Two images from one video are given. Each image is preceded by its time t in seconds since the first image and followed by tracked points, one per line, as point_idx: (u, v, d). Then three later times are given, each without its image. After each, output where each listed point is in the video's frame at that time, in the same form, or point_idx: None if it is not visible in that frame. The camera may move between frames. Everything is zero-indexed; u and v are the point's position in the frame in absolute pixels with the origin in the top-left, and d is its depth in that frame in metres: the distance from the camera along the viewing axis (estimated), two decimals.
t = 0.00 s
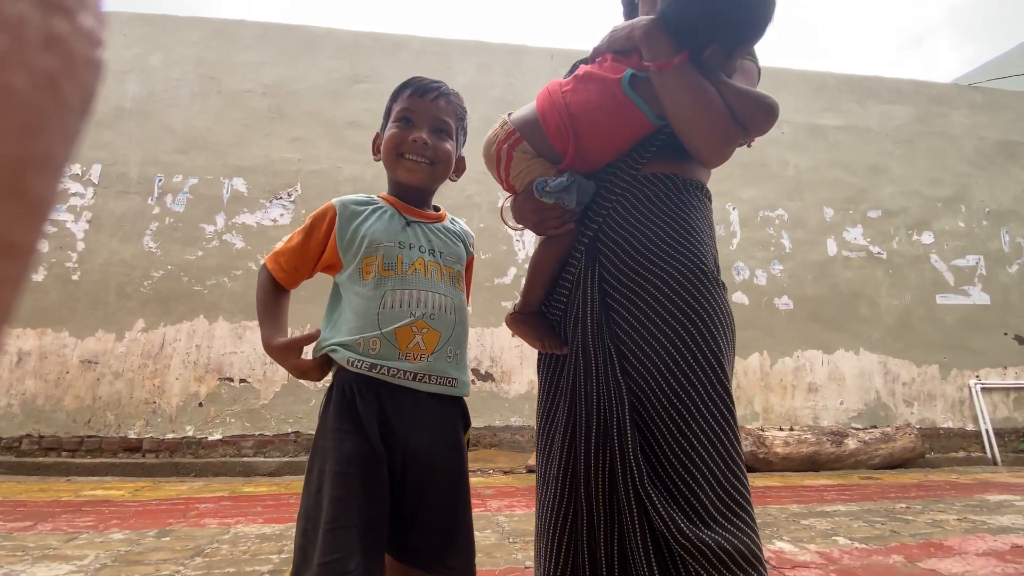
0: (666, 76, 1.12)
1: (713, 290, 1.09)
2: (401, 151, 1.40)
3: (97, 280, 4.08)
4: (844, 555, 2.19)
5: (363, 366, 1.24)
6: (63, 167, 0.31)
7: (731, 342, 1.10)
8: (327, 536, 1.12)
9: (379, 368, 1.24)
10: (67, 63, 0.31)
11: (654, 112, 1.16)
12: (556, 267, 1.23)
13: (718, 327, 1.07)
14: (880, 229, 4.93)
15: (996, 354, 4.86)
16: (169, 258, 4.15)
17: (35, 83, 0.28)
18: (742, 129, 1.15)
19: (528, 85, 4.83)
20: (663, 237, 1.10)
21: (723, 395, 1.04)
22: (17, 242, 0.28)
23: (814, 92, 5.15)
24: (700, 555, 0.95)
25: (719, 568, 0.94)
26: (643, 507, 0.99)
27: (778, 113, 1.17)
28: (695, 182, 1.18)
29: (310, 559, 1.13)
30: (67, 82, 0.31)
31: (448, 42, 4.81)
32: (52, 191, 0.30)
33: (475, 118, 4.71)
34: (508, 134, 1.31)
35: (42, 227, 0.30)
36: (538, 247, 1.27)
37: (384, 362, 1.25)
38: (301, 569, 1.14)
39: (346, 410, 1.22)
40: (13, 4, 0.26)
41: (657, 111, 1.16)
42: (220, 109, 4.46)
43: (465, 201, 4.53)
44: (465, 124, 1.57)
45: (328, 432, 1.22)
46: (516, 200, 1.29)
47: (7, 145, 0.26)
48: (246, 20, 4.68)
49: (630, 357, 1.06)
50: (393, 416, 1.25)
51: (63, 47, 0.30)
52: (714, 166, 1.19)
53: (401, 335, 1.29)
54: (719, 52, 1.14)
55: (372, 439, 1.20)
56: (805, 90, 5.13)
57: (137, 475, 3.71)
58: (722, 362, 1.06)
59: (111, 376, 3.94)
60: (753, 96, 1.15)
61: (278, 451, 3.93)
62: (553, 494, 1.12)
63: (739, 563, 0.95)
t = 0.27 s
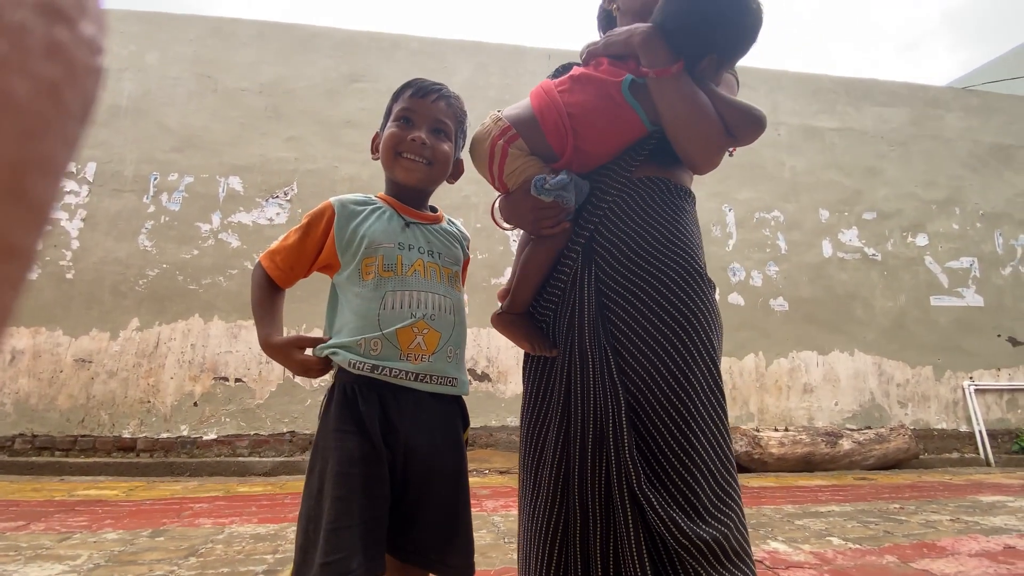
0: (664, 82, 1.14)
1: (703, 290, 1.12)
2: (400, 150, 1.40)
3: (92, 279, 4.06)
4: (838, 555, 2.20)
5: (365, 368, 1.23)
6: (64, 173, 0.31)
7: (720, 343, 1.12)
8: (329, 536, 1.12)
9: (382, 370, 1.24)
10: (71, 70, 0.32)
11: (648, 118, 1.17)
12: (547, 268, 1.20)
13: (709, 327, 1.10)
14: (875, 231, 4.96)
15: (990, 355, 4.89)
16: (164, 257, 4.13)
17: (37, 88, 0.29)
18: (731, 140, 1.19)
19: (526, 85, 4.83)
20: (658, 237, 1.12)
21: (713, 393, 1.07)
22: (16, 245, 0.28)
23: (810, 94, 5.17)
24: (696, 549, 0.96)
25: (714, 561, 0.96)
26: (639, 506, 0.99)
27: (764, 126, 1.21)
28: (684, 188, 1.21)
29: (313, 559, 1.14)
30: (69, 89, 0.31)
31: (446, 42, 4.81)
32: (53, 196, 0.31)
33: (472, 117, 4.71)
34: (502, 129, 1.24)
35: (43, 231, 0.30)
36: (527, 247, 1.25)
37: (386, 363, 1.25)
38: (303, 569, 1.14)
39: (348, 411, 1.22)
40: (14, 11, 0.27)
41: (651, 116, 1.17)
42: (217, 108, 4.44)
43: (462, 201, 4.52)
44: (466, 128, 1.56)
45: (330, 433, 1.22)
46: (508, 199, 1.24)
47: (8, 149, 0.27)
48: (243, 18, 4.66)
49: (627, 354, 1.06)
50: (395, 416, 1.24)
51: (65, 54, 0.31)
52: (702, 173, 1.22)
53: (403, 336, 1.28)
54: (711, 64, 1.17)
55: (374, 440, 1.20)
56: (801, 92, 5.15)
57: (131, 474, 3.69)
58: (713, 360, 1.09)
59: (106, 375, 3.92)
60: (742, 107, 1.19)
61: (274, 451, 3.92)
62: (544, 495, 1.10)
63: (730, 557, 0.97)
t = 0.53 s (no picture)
0: (666, 87, 1.15)
1: (701, 291, 1.12)
2: (398, 149, 1.40)
3: (87, 278, 4.05)
4: (834, 556, 2.21)
5: (366, 369, 1.23)
6: (64, 172, 0.31)
7: (717, 343, 1.13)
8: (329, 537, 1.12)
9: (383, 371, 1.24)
10: (71, 68, 0.31)
11: (648, 121, 1.18)
12: (543, 268, 1.20)
13: (706, 328, 1.11)
14: (871, 233, 4.98)
15: (985, 357, 4.91)
16: (160, 257, 4.12)
17: (38, 86, 0.28)
18: (727, 147, 1.21)
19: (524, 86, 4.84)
20: (656, 238, 1.12)
21: (710, 393, 1.07)
22: (16, 246, 0.28)
23: (806, 97, 5.18)
24: (695, 549, 0.97)
25: (712, 560, 0.97)
26: (639, 508, 0.99)
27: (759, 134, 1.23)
28: (679, 191, 1.22)
29: (312, 559, 1.14)
30: (70, 86, 0.31)
31: (444, 42, 4.81)
32: (53, 196, 0.30)
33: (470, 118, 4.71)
34: (501, 125, 1.23)
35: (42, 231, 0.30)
36: (523, 246, 1.24)
37: (387, 364, 1.25)
38: (303, 568, 1.14)
39: (348, 411, 1.22)
40: (16, 9, 0.27)
41: (650, 119, 1.18)
42: (214, 107, 4.43)
43: (459, 202, 4.53)
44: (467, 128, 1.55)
45: (330, 433, 1.21)
46: (504, 196, 1.24)
47: (10, 148, 0.27)
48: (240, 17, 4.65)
49: (626, 355, 1.06)
50: (396, 417, 1.24)
51: (66, 51, 0.31)
52: (698, 177, 1.22)
53: (404, 337, 1.28)
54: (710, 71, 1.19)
55: (375, 440, 1.20)
56: (797, 95, 5.17)
57: (126, 474, 3.67)
58: (710, 361, 1.09)
59: (100, 375, 3.91)
60: (739, 115, 1.20)
61: (270, 451, 3.91)
62: (541, 497, 1.10)
63: (728, 557, 0.98)
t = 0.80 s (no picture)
0: (666, 91, 1.14)
1: (698, 296, 1.12)
2: (398, 150, 1.40)
3: (82, 280, 4.03)
4: (830, 560, 2.21)
5: (367, 374, 1.22)
6: (63, 166, 0.31)
7: (713, 347, 1.12)
8: (329, 540, 1.12)
9: (384, 376, 1.23)
10: (71, 60, 0.31)
11: (645, 125, 1.18)
12: (539, 271, 1.20)
13: (702, 332, 1.10)
14: (867, 238, 5.00)
15: (980, 362, 4.93)
16: (157, 259, 4.10)
17: (36, 78, 0.28)
18: (726, 151, 1.21)
19: (521, 90, 4.85)
20: (651, 243, 1.12)
21: (708, 399, 1.07)
22: (17, 239, 0.28)
23: (803, 102, 5.21)
24: (690, 556, 0.96)
25: (708, 568, 0.96)
26: (632, 513, 0.99)
27: (759, 139, 1.23)
28: (677, 196, 1.22)
29: (312, 563, 1.13)
30: (69, 80, 0.31)
31: (442, 46, 4.82)
32: (53, 189, 0.30)
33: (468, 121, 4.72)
34: (500, 127, 1.24)
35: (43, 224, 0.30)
36: (519, 248, 1.24)
37: (389, 368, 1.24)
38: (303, 572, 1.14)
39: (349, 415, 1.21)
40: (16, 2, 0.27)
41: (648, 123, 1.18)
42: (212, 109, 4.43)
43: (457, 205, 4.53)
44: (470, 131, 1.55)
45: (330, 437, 1.21)
46: (501, 198, 1.24)
47: (10, 142, 0.27)
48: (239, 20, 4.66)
49: (621, 360, 1.06)
50: (396, 421, 1.24)
51: (66, 44, 0.31)
52: (694, 183, 1.23)
53: (405, 341, 1.28)
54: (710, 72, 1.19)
55: (375, 444, 1.20)
56: (794, 100, 5.20)
57: (120, 478, 3.65)
58: (707, 366, 1.09)
59: (95, 378, 3.89)
60: (737, 119, 1.20)
61: (265, 454, 3.89)
62: (536, 501, 1.10)
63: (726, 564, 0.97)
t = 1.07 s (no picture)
0: (660, 90, 1.14)
1: (696, 298, 1.12)
2: (399, 152, 1.40)
3: (78, 280, 4.01)
4: (826, 561, 2.22)
5: (368, 376, 1.22)
6: (66, 167, 0.31)
7: (712, 351, 1.12)
8: (327, 543, 1.12)
9: (384, 377, 1.23)
10: (74, 60, 0.31)
11: (643, 125, 1.18)
12: (536, 273, 1.20)
13: (700, 334, 1.10)
14: (863, 240, 5.01)
15: (976, 363, 4.95)
16: (153, 259, 4.09)
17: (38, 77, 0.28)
18: (729, 145, 1.21)
19: (519, 91, 4.85)
20: (649, 246, 1.12)
21: (705, 402, 1.06)
22: (20, 239, 0.28)
23: (799, 104, 5.23)
24: (685, 559, 0.95)
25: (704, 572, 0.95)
26: (628, 514, 0.99)
27: (764, 131, 1.22)
28: (679, 198, 1.21)
29: (311, 566, 1.13)
30: (72, 80, 0.31)
31: (440, 47, 4.82)
32: (57, 189, 0.30)
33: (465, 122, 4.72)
34: (496, 134, 1.25)
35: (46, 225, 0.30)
36: (517, 250, 1.24)
37: (389, 369, 1.24)
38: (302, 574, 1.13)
39: (348, 417, 1.21)
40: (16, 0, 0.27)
41: (645, 123, 1.18)
42: (209, 109, 4.42)
43: (454, 205, 4.52)
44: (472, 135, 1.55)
45: (330, 439, 1.20)
46: (499, 202, 1.24)
47: (12, 143, 0.27)
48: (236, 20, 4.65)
49: (616, 362, 1.06)
50: (396, 422, 1.24)
51: (67, 44, 0.31)
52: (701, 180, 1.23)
53: (406, 342, 1.28)
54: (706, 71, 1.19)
55: (374, 446, 1.19)
56: (790, 102, 5.22)
57: (115, 479, 3.63)
58: (705, 370, 1.08)
59: (91, 378, 3.87)
60: (740, 113, 1.20)
61: (261, 455, 3.88)
62: (533, 503, 1.10)
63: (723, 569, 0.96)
